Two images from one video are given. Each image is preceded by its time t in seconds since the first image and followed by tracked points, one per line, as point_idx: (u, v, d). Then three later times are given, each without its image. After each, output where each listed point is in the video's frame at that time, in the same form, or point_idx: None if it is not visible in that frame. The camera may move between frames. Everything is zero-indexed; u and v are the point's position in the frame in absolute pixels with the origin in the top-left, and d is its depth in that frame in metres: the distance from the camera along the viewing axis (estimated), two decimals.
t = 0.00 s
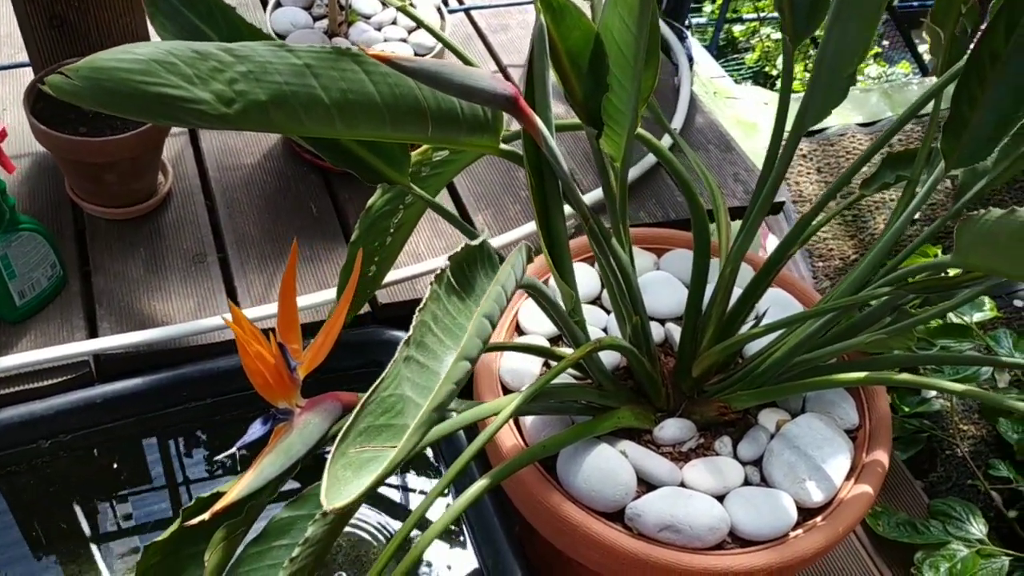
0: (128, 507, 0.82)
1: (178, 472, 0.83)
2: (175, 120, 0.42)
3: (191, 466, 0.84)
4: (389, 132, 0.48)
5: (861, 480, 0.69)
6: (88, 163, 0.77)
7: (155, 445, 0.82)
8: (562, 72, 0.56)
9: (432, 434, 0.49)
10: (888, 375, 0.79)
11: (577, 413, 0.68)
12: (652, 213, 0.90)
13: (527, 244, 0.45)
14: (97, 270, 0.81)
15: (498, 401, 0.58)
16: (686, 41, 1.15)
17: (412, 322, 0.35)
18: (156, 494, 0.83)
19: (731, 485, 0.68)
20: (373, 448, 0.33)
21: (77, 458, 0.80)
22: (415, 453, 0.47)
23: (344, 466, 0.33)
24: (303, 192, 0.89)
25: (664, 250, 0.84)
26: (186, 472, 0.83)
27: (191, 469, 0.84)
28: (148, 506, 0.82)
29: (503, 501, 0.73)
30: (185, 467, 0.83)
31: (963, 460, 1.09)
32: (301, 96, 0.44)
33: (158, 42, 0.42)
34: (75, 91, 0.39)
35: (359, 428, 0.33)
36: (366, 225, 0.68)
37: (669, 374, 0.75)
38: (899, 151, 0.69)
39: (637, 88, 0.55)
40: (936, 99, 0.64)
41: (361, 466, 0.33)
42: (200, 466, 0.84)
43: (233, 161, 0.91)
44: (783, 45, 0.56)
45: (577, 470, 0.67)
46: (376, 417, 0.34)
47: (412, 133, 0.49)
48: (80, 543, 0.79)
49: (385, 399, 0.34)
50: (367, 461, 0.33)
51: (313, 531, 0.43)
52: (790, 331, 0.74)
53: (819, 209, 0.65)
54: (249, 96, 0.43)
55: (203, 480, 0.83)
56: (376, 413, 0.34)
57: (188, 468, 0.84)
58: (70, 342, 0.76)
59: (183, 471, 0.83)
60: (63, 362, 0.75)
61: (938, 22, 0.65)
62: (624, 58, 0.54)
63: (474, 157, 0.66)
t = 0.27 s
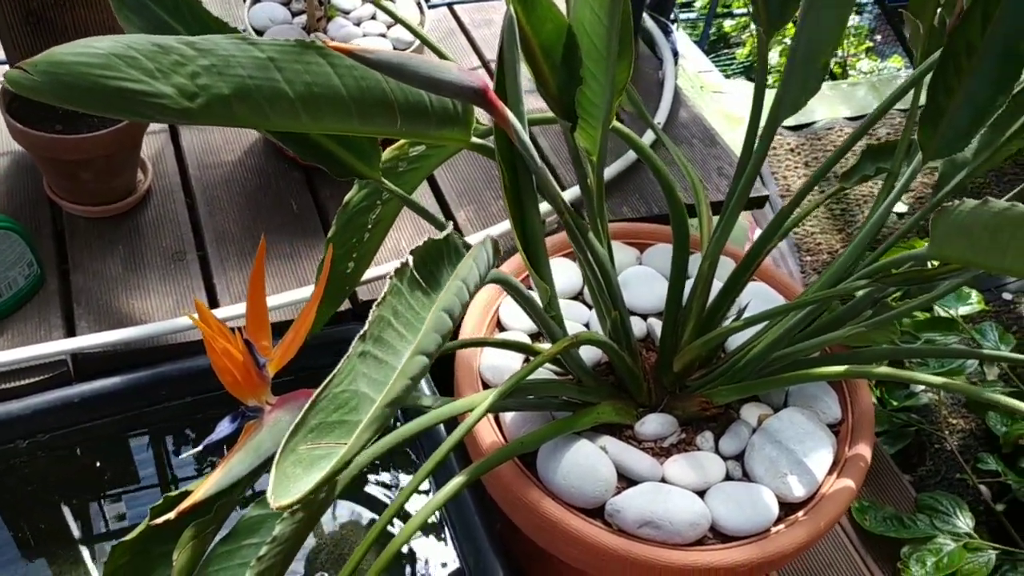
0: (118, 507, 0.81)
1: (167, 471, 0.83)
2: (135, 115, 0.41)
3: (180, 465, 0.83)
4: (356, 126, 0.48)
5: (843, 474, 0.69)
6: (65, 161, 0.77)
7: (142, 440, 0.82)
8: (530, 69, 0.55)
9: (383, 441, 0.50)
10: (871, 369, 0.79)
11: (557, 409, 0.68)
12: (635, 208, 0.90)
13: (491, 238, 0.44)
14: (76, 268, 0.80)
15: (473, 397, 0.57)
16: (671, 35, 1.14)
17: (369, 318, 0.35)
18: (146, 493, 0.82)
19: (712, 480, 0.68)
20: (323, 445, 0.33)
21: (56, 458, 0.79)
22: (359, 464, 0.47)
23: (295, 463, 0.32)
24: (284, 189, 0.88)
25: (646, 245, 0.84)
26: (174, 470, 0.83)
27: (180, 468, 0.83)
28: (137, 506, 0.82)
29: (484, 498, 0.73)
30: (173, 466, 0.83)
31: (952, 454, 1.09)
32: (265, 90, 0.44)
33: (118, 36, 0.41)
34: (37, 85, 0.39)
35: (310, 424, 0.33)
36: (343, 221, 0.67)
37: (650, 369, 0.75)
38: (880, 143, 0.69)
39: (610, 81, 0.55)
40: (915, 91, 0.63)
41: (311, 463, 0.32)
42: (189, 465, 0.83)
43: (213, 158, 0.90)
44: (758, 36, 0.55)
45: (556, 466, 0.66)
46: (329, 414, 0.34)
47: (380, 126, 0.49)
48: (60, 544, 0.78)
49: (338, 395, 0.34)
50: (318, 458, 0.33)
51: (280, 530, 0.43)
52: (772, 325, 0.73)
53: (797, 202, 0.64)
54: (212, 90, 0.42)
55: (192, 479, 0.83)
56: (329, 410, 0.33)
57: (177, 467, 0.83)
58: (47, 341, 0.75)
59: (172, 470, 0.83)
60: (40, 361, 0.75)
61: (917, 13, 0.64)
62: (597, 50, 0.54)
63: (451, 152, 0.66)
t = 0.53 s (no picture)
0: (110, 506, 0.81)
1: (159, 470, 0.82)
2: (99, 113, 0.41)
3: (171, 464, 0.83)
4: (325, 123, 0.47)
5: (825, 471, 0.69)
6: (43, 160, 0.76)
7: (129, 438, 0.82)
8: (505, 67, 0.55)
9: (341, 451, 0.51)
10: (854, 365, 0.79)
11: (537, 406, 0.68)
12: (618, 204, 0.90)
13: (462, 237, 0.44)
14: (55, 268, 0.80)
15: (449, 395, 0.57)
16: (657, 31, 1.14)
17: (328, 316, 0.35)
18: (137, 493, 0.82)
19: (693, 477, 0.68)
20: (276, 446, 0.33)
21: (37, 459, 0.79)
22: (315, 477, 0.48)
23: (246, 463, 0.32)
24: (265, 187, 0.88)
25: (629, 242, 0.83)
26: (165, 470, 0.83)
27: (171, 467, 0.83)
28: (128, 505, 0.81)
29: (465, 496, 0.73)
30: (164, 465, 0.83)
31: (940, 450, 1.08)
32: (231, 86, 0.43)
33: (81, 32, 0.40)
34: None
35: (263, 424, 0.33)
36: (321, 219, 0.67)
37: (632, 366, 0.75)
38: (860, 137, 0.68)
39: (585, 77, 0.55)
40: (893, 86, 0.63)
41: (264, 463, 0.32)
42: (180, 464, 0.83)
43: (195, 157, 0.90)
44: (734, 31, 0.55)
45: (536, 464, 0.66)
46: (282, 413, 0.33)
47: (350, 123, 0.48)
48: (42, 545, 0.78)
49: (293, 395, 0.33)
50: (270, 458, 0.32)
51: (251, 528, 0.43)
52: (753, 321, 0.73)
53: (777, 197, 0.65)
54: (178, 87, 0.42)
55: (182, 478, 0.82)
56: (282, 410, 0.33)
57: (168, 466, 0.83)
58: (26, 342, 0.75)
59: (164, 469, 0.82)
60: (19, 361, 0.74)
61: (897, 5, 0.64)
62: (571, 46, 0.53)
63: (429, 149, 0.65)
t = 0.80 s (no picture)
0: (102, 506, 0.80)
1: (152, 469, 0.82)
2: (65, 113, 0.40)
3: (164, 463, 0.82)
4: (298, 122, 0.47)
5: (809, 470, 0.68)
6: (24, 160, 0.76)
7: (118, 438, 0.82)
8: (483, 64, 0.55)
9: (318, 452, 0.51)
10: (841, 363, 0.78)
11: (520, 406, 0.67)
12: (605, 203, 0.89)
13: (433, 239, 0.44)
14: (38, 268, 0.79)
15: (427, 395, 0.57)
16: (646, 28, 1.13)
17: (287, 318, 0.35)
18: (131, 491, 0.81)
19: (676, 477, 0.67)
20: (233, 450, 0.33)
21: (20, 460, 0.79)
22: (291, 477, 0.48)
23: (200, 467, 0.32)
24: (249, 186, 0.88)
25: (615, 241, 0.83)
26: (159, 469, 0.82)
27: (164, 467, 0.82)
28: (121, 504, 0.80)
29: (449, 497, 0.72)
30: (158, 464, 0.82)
31: (931, 447, 1.08)
32: (200, 85, 0.43)
33: (46, 31, 0.40)
34: None
35: (218, 427, 0.33)
36: (301, 219, 0.67)
37: (617, 365, 0.74)
38: (844, 134, 0.68)
39: (562, 75, 0.54)
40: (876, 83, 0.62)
41: (219, 467, 0.32)
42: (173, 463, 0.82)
43: (179, 156, 0.90)
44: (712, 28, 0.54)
45: (518, 464, 0.65)
46: (239, 417, 0.33)
47: (322, 123, 0.48)
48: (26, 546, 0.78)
49: (249, 398, 0.33)
50: (226, 462, 0.32)
51: (223, 530, 0.43)
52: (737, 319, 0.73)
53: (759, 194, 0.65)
54: (145, 86, 0.42)
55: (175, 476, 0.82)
56: (239, 413, 0.33)
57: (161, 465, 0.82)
58: (8, 342, 0.74)
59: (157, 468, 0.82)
60: None
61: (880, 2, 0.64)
62: (548, 43, 0.53)
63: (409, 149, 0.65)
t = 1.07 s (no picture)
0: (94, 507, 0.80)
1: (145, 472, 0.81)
2: (28, 115, 0.39)
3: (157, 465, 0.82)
4: (268, 122, 0.47)
5: (794, 469, 0.68)
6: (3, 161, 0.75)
7: (105, 439, 0.81)
8: (458, 63, 0.54)
9: (297, 452, 0.51)
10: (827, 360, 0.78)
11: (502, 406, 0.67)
12: (590, 200, 0.89)
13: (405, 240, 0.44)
14: (18, 270, 0.79)
15: (406, 396, 0.56)
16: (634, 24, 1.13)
17: (246, 324, 0.35)
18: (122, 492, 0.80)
19: (660, 476, 0.67)
20: (186, 457, 0.32)
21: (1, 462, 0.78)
22: (265, 481, 0.48)
23: (153, 477, 0.32)
24: (232, 186, 0.87)
25: (600, 238, 0.83)
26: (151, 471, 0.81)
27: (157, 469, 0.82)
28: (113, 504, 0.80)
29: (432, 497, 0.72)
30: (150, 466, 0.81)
31: (921, 443, 1.07)
32: (167, 85, 0.42)
33: (8, 31, 0.39)
34: None
35: (172, 435, 0.32)
36: (280, 219, 0.66)
37: (601, 364, 0.74)
38: (828, 130, 0.67)
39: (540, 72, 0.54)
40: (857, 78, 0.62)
41: (173, 476, 0.32)
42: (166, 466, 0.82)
43: (161, 156, 0.89)
44: (691, 24, 0.54)
45: (500, 465, 0.65)
46: (194, 424, 0.33)
47: (294, 123, 0.48)
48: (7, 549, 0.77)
49: (206, 404, 0.33)
50: (180, 471, 0.32)
51: (193, 535, 0.42)
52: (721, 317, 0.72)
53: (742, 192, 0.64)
54: (111, 86, 0.41)
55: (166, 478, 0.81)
56: (193, 420, 0.33)
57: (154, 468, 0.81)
58: None
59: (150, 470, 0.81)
60: None
61: None
62: (524, 41, 0.52)
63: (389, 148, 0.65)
